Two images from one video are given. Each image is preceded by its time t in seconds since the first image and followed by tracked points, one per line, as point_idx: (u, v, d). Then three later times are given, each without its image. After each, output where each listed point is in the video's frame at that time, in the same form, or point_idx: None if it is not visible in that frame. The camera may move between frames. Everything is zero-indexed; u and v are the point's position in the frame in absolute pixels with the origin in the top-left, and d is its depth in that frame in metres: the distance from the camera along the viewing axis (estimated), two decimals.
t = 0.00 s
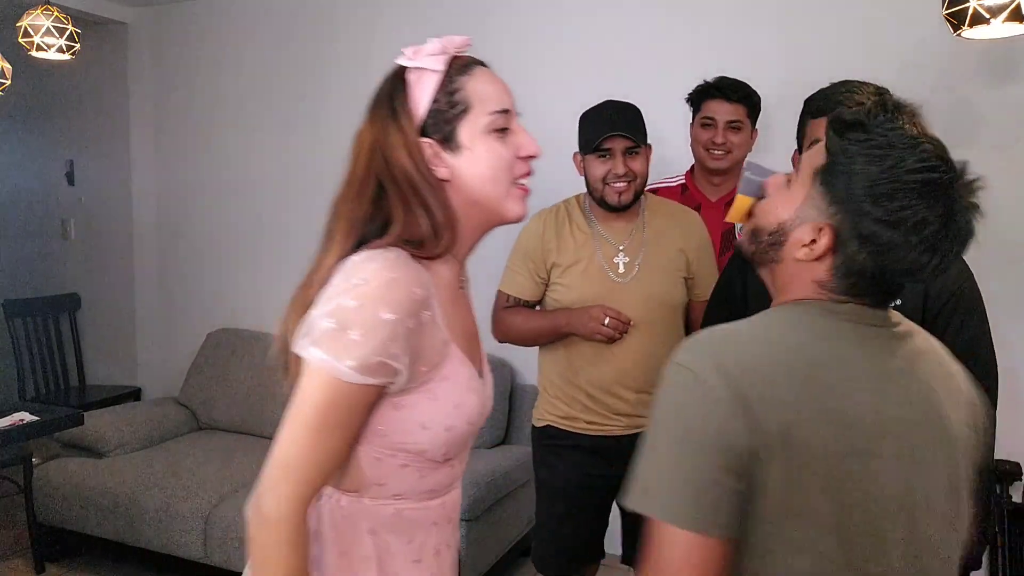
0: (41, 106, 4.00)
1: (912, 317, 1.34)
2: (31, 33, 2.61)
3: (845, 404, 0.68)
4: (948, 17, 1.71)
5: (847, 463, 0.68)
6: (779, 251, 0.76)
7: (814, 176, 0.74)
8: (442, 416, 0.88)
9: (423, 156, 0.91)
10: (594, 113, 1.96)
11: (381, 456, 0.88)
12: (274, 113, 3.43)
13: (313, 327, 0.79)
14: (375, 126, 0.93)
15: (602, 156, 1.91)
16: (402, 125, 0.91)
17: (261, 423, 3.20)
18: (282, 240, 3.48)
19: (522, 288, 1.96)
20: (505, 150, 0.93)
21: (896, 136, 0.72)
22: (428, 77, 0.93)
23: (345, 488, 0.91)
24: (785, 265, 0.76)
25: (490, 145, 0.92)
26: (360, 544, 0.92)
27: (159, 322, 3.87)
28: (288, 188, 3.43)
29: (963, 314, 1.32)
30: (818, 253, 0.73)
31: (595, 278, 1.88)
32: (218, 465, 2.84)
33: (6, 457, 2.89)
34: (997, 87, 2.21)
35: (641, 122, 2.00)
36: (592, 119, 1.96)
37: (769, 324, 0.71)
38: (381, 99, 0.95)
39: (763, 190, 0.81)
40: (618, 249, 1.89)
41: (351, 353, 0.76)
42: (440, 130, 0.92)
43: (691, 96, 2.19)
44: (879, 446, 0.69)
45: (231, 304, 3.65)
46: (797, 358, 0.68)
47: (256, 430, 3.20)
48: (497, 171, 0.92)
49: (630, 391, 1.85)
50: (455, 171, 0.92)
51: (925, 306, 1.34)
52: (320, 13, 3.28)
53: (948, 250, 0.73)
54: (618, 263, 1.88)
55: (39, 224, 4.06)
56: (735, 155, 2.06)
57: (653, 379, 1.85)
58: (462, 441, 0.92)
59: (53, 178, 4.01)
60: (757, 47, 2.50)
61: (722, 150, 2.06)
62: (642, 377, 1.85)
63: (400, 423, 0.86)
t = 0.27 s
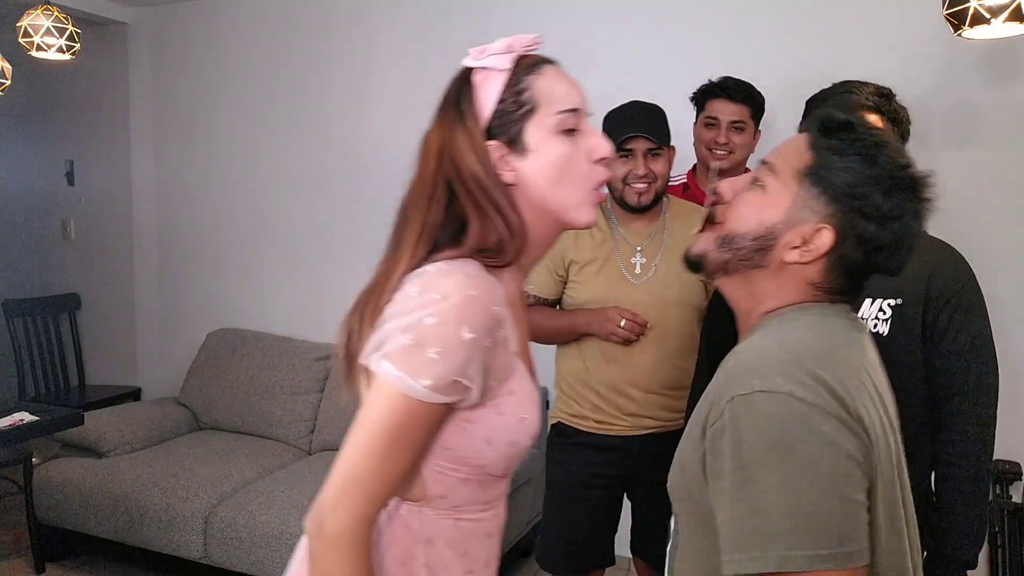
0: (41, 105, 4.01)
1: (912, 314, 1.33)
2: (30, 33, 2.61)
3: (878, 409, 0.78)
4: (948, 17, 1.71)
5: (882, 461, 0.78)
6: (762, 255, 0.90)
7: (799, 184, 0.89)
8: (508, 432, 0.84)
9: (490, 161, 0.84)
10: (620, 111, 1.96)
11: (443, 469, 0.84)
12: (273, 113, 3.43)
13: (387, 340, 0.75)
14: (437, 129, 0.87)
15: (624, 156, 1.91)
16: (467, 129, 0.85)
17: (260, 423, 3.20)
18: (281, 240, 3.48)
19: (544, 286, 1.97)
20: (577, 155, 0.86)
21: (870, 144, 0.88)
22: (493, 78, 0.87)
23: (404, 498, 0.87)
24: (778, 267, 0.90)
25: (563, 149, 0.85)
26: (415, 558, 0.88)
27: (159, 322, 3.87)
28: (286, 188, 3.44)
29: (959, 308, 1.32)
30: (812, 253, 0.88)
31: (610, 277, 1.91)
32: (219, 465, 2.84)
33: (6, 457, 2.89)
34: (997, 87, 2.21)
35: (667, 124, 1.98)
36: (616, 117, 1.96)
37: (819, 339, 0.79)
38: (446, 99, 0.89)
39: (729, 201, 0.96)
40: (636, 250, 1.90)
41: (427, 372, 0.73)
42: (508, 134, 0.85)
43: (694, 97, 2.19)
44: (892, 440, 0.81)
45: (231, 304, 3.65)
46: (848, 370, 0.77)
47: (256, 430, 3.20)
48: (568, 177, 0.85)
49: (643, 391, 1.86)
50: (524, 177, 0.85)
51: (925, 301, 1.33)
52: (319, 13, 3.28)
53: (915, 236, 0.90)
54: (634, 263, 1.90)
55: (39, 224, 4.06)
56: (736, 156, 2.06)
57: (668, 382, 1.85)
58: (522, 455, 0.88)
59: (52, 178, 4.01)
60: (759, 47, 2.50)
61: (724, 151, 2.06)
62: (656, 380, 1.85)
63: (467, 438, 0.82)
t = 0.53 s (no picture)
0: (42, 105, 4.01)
1: (915, 315, 1.34)
2: (30, 32, 2.61)
3: (874, 397, 0.82)
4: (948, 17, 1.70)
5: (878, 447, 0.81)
6: (748, 243, 0.94)
7: (783, 170, 0.93)
8: (548, 454, 0.89)
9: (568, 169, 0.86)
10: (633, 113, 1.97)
11: (479, 486, 0.91)
12: (273, 113, 3.43)
13: (433, 349, 0.79)
14: (516, 130, 0.88)
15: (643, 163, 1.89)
16: (548, 132, 0.86)
17: (260, 423, 3.20)
18: (281, 240, 3.48)
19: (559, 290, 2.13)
20: (652, 167, 0.88)
21: (853, 129, 0.91)
22: (578, 83, 0.88)
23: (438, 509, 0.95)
24: (764, 253, 0.94)
25: (639, 160, 0.88)
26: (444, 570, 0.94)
27: (158, 322, 3.87)
28: (287, 188, 3.44)
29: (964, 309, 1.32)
30: (797, 238, 0.92)
31: (618, 276, 2.01)
32: (219, 465, 2.84)
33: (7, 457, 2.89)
34: (997, 87, 2.20)
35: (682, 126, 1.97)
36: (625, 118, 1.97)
37: (823, 328, 0.82)
38: (523, 99, 0.90)
39: (709, 187, 0.99)
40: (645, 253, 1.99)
41: (470, 386, 0.77)
42: (588, 141, 0.87)
43: (700, 95, 2.18)
44: (884, 430, 0.85)
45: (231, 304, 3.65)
46: (849, 358, 0.81)
47: (256, 430, 3.20)
48: (639, 189, 0.88)
49: (646, 391, 1.91)
50: (599, 186, 0.88)
51: (929, 301, 1.34)
52: (319, 13, 3.28)
53: (893, 218, 0.94)
54: (643, 264, 1.99)
55: (39, 225, 4.06)
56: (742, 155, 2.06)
57: (670, 382, 1.89)
58: (561, 478, 0.94)
59: (53, 178, 4.01)
60: (760, 47, 2.49)
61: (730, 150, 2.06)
62: (659, 379, 1.90)
63: (507, 458, 0.88)
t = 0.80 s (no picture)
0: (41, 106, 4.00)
1: (918, 316, 1.34)
2: (30, 32, 2.60)
3: (892, 400, 0.83)
4: (948, 17, 1.71)
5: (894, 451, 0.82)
6: (764, 242, 0.94)
7: (800, 170, 0.94)
8: (572, 454, 0.90)
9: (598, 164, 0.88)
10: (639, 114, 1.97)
11: (502, 486, 0.92)
12: (274, 113, 3.43)
13: (454, 346, 0.80)
14: (546, 123, 0.89)
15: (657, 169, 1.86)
16: (578, 127, 0.87)
17: (260, 423, 3.20)
18: (281, 240, 3.48)
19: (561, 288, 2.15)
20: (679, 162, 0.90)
21: (870, 130, 0.92)
22: (609, 74, 0.88)
23: (458, 512, 0.95)
24: (779, 252, 0.94)
25: (668, 156, 0.89)
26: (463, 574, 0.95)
27: (158, 323, 3.87)
28: (287, 188, 3.44)
29: (965, 311, 1.32)
30: (814, 236, 0.93)
31: (620, 275, 2.02)
32: (219, 465, 2.84)
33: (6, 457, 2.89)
34: (996, 88, 2.21)
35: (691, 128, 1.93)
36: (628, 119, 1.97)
37: (842, 330, 0.83)
38: (555, 89, 0.90)
39: (725, 185, 0.98)
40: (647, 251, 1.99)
41: (491, 382, 0.78)
42: (619, 136, 0.88)
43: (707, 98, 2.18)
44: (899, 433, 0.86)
45: (230, 304, 3.65)
46: (869, 362, 0.81)
47: (255, 430, 3.20)
48: (668, 185, 0.89)
49: (647, 391, 1.92)
50: (627, 182, 0.89)
51: (932, 303, 1.34)
52: (318, 14, 3.28)
53: (905, 219, 0.95)
54: (645, 263, 1.99)
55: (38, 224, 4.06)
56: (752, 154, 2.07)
57: (670, 381, 1.90)
58: (583, 479, 0.95)
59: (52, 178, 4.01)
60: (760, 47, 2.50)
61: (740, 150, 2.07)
62: (660, 379, 1.91)
63: (531, 458, 0.89)
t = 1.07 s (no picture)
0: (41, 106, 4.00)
1: (922, 318, 1.34)
2: (30, 33, 2.60)
3: (893, 396, 0.83)
4: (947, 17, 1.71)
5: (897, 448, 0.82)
6: (767, 241, 0.94)
7: (801, 168, 0.94)
8: (580, 451, 0.90)
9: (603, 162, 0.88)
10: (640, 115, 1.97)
11: (509, 485, 0.92)
12: (273, 113, 3.43)
13: (459, 342, 0.81)
14: (549, 120, 0.89)
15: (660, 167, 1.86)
16: (582, 125, 0.87)
17: (260, 423, 3.20)
18: (281, 240, 3.49)
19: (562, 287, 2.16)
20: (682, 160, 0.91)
21: (870, 129, 0.92)
22: (612, 72, 0.89)
23: (465, 512, 0.96)
24: (782, 250, 0.94)
25: (673, 154, 0.89)
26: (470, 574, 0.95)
27: (159, 322, 3.87)
28: (286, 188, 3.44)
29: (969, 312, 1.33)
30: (815, 235, 0.93)
31: (619, 275, 2.03)
32: (219, 465, 2.84)
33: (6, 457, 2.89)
34: (996, 88, 2.21)
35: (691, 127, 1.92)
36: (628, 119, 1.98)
37: (844, 326, 0.83)
38: (557, 87, 0.90)
39: (727, 185, 0.98)
40: (647, 251, 2.00)
41: (497, 378, 0.78)
42: (622, 134, 0.89)
43: (717, 99, 2.19)
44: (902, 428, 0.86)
45: (230, 304, 3.65)
46: (870, 357, 0.82)
47: (255, 430, 3.20)
48: (672, 183, 0.90)
49: (647, 391, 1.93)
50: (632, 180, 0.90)
51: (936, 305, 1.34)
52: (318, 14, 3.28)
53: (905, 218, 0.96)
54: (645, 263, 2.00)
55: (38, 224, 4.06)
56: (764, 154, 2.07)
57: (670, 381, 1.91)
58: (591, 478, 0.95)
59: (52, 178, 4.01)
60: (761, 47, 2.50)
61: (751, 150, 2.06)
62: (660, 378, 1.91)
63: (538, 456, 0.90)
